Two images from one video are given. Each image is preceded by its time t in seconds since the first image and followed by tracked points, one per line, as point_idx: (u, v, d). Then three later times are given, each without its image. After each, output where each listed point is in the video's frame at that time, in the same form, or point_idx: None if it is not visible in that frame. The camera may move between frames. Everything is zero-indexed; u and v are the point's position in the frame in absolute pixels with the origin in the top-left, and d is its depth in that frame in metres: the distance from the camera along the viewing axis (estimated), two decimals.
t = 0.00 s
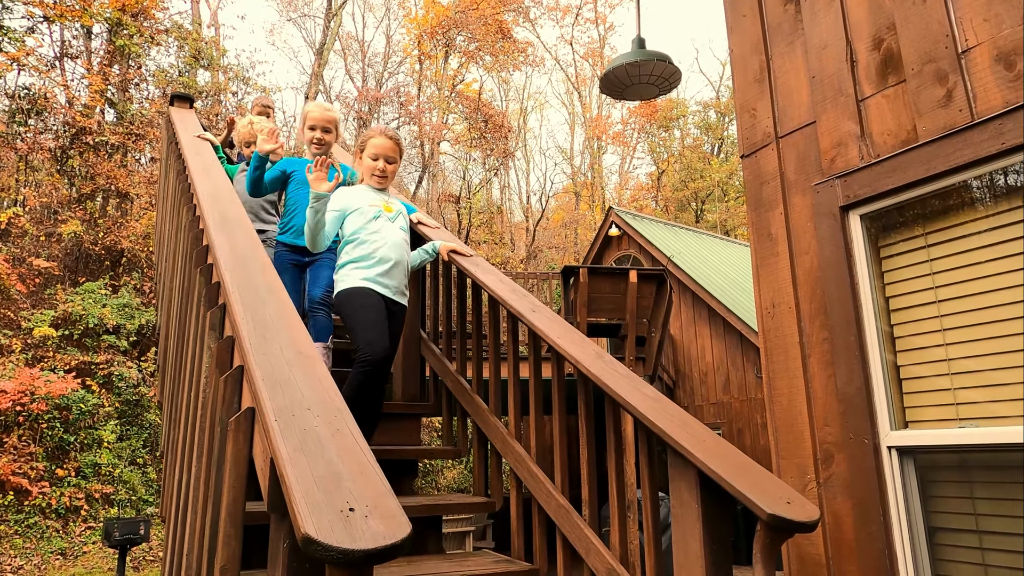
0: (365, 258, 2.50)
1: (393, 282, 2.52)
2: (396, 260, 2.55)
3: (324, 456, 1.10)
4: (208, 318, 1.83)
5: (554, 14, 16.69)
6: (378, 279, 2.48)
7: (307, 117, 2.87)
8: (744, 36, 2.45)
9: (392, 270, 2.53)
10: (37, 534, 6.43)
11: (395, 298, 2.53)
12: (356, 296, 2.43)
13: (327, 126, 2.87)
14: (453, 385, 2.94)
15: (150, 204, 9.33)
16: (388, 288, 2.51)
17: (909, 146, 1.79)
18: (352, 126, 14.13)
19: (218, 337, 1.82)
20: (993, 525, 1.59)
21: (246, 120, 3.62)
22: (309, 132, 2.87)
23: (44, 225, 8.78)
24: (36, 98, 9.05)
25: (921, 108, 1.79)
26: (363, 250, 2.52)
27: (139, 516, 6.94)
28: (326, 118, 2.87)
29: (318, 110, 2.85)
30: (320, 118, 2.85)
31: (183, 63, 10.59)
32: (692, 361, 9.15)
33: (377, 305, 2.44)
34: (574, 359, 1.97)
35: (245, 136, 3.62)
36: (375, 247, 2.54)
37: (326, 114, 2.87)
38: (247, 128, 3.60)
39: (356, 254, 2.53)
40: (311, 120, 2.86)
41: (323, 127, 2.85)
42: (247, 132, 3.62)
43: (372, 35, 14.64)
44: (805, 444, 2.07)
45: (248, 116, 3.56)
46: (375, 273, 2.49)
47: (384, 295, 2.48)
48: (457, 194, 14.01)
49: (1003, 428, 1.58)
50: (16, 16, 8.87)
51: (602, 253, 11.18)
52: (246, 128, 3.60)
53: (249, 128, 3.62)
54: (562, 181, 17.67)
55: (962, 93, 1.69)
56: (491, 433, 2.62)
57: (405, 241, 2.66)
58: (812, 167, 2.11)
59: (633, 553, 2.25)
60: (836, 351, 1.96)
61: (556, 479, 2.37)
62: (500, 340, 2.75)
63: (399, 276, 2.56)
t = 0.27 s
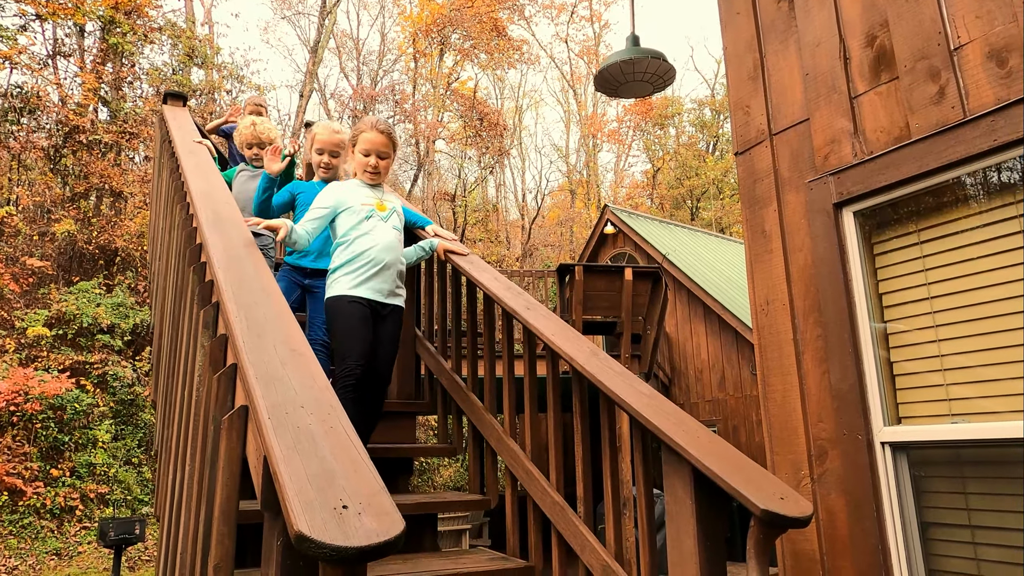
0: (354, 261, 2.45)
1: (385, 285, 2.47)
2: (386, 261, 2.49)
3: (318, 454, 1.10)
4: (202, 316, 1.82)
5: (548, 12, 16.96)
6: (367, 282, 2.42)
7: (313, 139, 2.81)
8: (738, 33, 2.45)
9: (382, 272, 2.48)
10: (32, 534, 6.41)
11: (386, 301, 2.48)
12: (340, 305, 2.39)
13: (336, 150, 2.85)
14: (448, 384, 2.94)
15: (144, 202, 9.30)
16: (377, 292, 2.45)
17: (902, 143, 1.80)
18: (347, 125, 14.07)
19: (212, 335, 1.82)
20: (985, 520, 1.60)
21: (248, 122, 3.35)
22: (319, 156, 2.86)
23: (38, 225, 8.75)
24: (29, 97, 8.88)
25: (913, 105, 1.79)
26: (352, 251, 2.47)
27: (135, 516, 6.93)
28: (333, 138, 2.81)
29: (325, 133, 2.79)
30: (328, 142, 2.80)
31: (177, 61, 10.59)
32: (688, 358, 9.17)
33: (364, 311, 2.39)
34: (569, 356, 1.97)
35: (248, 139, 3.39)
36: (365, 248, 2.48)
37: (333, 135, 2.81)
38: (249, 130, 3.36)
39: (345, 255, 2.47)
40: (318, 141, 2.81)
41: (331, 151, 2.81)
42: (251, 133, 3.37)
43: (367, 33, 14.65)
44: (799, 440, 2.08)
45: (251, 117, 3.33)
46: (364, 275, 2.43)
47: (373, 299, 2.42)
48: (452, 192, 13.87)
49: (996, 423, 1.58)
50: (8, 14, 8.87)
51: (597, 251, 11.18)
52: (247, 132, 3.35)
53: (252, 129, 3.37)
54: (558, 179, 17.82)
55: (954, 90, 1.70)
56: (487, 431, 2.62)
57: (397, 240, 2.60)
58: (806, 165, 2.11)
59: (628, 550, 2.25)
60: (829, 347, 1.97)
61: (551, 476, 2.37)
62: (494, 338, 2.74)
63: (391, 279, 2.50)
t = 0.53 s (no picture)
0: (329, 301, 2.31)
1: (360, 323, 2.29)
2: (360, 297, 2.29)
3: (317, 459, 1.10)
4: (200, 321, 1.82)
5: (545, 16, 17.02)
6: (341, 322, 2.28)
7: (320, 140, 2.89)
8: (735, 38, 2.46)
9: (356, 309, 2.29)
10: (28, 539, 6.38)
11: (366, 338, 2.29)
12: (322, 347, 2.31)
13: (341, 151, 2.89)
14: (446, 388, 2.93)
15: (141, 206, 9.29)
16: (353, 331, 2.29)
17: (898, 148, 1.80)
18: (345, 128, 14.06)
19: (211, 340, 1.82)
20: (983, 523, 1.61)
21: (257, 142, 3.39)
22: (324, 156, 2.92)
23: (34, 228, 8.71)
24: (26, 100, 8.93)
25: (910, 110, 1.80)
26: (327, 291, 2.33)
27: (132, 521, 6.90)
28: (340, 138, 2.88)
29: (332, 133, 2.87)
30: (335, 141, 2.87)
31: (175, 64, 10.60)
32: (685, 362, 9.18)
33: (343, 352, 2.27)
34: (567, 361, 1.97)
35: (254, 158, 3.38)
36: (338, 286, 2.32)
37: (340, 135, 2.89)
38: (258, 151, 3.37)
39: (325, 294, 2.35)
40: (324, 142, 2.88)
41: (337, 151, 2.86)
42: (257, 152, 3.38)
43: (365, 37, 14.68)
44: (797, 444, 2.08)
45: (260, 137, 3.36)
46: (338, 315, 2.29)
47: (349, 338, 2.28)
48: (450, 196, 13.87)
49: (993, 427, 1.59)
50: (6, 18, 8.84)
51: (595, 254, 11.19)
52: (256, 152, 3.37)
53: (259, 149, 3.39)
54: (555, 183, 17.82)
55: (951, 95, 1.71)
56: (485, 436, 2.62)
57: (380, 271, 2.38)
58: (803, 169, 2.12)
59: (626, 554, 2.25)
60: (827, 351, 1.97)
61: (549, 481, 2.37)
62: (493, 342, 2.74)
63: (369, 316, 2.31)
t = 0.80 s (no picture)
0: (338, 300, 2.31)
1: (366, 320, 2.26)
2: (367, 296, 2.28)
3: (321, 459, 1.11)
4: (203, 322, 1.83)
5: (545, 15, 17.35)
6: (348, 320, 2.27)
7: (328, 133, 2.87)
8: (734, 36, 2.46)
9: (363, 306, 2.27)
10: (32, 541, 6.39)
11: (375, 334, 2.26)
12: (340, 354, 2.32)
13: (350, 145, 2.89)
14: (449, 387, 2.93)
15: (143, 208, 9.30)
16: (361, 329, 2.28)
17: (900, 144, 1.80)
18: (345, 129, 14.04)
19: (213, 341, 1.82)
20: (987, 519, 1.61)
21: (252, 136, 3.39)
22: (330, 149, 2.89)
23: (36, 231, 8.73)
24: (28, 104, 8.89)
25: (911, 106, 1.80)
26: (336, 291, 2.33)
27: (136, 522, 6.91)
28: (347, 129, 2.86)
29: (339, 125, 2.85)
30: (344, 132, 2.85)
31: (175, 66, 10.63)
32: (688, 360, 9.18)
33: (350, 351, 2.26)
34: (568, 358, 1.98)
35: (252, 153, 3.39)
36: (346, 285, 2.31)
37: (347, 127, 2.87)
38: (255, 144, 3.38)
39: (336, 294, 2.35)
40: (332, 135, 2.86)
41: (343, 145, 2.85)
42: (255, 148, 3.38)
43: (365, 37, 14.67)
44: (799, 441, 2.08)
45: (256, 132, 3.37)
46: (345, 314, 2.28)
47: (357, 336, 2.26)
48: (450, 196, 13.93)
49: (996, 422, 1.59)
50: (6, 21, 9.02)
51: (597, 253, 11.19)
52: (253, 146, 3.37)
53: (257, 144, 3.40)
54: (556, 182, 17.77)
55: (952, 90, 1.70)
56: (488, 434, 2.62)
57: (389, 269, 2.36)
58: (804, 166, 2.12)
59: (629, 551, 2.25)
60: (830, 348, 1.97)
61: (552, 479, 2.37)
62: (495, 341, 2.74)
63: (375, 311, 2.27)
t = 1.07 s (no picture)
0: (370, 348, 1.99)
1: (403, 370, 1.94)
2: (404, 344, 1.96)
3: (322, 457, 1.11)
4: (204, 320, 1.83)
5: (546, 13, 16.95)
6: (381, 369, 1.94)
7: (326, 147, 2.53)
8: (735, 33, 2.46)
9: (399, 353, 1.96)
10: (34, 538, 6.40)
11: (413, 385, 1.96)
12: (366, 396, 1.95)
13: (352, 158, 2.55)
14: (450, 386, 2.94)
15: (144, 206, 9.31)
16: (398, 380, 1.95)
17: (900, 142, 1.80)
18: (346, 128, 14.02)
19: (214, 339, 1.82)
20: (987, 516, 1.61)
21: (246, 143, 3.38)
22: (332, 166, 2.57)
23: (37, 229, 8.74)
24: (28, 101, 8.97)
25: (912, 104, 1.80)
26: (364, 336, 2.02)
27: (137, 520, 6.92)
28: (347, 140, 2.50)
29: (337, 136, 2.48)
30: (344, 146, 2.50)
31: (175, 65, 10.61)
32: (689, 358, 9.17)
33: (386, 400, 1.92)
34: (570, 357, 1.97)
35: (248, 157, 3.38)
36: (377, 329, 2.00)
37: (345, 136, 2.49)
38: (250, 150, 3.37)
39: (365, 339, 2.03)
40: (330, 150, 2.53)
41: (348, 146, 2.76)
42: (250, 151, 3.37)
43: (366, 36, 14.66)
44: (800, 438, 2.08)
45: (250, 135, 3.36)
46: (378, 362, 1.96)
47: (395, 384, 1.94)
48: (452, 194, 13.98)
49: (996, 420, 1.59)
50: (7, 19, 8.97)
51: (598, 251, 11.18)
52: (248, 150, 3.37)
53: (251, 148, 3.39)
54: (557, 180, 17.92)
55: (952, 88, 1.70)
56: (489, 432, 2.62)
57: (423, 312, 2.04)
58: (805, 164, 2.12)
59: (629, 550, 2.25)
60: (830, 346, 1.97)
61: (553, 477, 2.37)
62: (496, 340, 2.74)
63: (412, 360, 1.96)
